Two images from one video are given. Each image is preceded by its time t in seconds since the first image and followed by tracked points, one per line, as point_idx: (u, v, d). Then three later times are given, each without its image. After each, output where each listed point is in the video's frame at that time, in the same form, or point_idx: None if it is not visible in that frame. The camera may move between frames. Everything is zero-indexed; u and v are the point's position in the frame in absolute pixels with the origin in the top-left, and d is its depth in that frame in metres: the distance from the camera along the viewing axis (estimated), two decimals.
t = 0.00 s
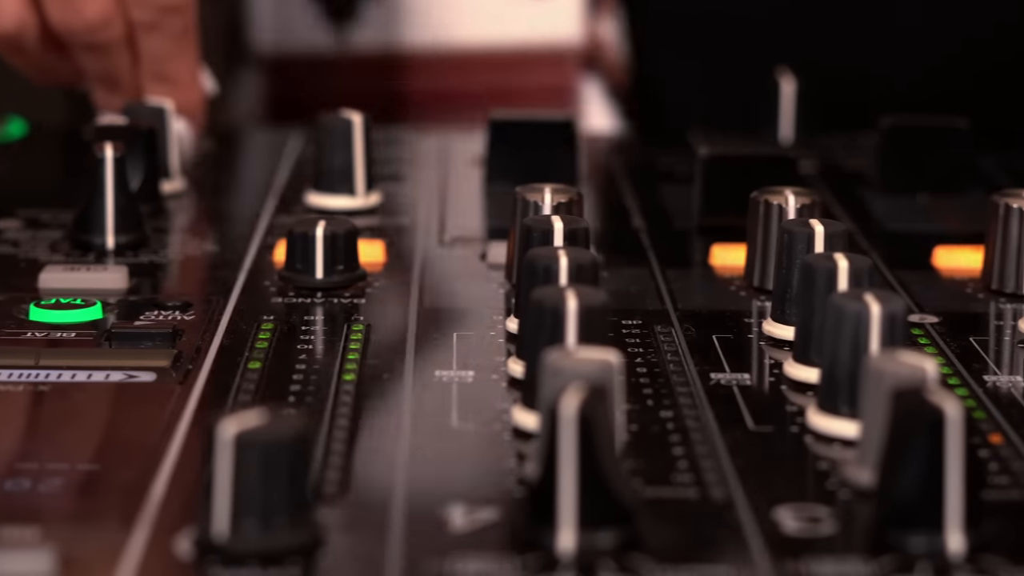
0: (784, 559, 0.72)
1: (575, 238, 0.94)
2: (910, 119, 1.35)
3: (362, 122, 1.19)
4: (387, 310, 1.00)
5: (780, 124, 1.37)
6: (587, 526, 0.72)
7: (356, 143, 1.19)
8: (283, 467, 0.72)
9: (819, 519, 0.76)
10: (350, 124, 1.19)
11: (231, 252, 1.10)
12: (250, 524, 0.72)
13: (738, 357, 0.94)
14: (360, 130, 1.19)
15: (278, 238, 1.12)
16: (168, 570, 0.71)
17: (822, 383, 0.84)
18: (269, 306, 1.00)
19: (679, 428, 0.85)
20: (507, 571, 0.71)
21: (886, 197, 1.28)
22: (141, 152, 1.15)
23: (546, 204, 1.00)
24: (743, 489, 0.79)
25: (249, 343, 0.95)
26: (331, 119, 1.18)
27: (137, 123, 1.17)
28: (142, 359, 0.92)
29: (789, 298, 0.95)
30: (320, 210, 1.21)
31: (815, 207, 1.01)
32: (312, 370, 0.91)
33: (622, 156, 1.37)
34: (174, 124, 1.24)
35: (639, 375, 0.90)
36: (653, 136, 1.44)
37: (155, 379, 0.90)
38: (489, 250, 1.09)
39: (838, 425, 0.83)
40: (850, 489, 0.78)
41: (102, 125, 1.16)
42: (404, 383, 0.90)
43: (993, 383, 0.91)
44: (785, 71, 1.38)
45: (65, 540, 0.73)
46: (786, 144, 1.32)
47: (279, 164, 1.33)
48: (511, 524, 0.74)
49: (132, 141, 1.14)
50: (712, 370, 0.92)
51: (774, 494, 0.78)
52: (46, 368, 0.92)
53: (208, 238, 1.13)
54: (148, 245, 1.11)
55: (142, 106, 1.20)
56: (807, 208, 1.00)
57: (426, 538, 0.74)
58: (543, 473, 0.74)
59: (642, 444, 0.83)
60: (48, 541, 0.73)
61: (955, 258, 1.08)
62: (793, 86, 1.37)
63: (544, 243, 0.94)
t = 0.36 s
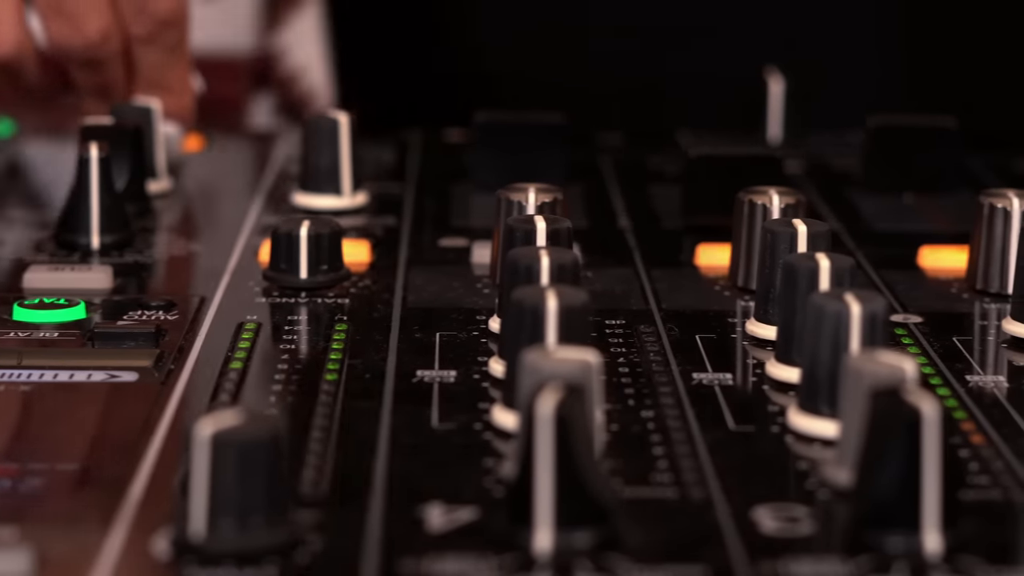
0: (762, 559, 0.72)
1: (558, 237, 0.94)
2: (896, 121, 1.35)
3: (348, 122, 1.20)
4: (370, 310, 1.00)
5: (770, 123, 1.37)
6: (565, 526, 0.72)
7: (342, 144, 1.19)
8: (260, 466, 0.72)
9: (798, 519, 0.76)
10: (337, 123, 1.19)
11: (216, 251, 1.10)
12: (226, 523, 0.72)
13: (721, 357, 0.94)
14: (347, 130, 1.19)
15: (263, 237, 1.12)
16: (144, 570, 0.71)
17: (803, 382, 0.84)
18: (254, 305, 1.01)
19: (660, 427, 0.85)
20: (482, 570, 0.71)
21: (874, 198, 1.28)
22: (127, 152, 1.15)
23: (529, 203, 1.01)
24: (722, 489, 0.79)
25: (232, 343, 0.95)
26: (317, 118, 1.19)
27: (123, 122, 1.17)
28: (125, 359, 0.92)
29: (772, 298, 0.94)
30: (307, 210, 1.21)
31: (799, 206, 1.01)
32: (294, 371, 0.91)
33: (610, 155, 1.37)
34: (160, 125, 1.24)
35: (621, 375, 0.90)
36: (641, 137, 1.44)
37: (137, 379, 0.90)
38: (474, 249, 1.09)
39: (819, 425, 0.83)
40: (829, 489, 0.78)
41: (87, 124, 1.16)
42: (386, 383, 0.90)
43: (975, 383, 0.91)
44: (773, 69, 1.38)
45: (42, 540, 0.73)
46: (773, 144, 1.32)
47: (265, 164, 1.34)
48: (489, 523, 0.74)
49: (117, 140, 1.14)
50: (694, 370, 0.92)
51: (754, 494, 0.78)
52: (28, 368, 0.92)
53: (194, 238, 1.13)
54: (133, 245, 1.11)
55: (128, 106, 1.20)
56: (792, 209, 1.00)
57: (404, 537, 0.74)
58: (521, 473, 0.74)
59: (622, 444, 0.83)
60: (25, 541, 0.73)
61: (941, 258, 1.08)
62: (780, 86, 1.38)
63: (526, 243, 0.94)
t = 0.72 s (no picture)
0: (739, 559, 0.72)
1: (541, 238, 0.94)
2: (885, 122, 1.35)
3: (334, 122, 1.20)
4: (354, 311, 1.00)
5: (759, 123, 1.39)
6: (542, 526, 0.72)
7: (329, 143, 1.20)
8: (237, 466, 0.72)
9: (776, 519, 0.75)
10: (324, 124, 1.20)
11: (202, 252, 1.10)
12: (203, 523, 0.72)
13: (705, 357, 0.93)
14: (334, 130, 1.20)
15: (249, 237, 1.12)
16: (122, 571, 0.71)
17: (784, 382, 0.84)
18: (238, 305, 1.01)
19: (641, 427, 0.85)
20: (459, 571, 0.71)
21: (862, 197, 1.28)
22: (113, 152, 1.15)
23: (514, 204, 1.01)
24: (701, 489, 0.79)
25: (215, 342, 0.95)
26: (305, 119, 1.19)
27: (109, 122, 1.17)
28: (107, 359, 0.92)
29: (755, 297, 0.94)
30: (293, 209, 1.21)
31: (784, 207, 1.01)
32: (276, 370, 0.91)
33: (599, 156, 1.38)
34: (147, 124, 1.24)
35: (603, 375, 0.90)
36: (630, 137, 1.45)
37: (119, 379, 0.90)
38: (460, 249, 1.09)
39: (800, 425, 0.83)
40: (808, 489, 0.78)
41: (73, 124, 1.16)
42: (368, 383, 0.90)
43: (957, 383, 0.91)
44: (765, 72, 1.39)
45: (21, 541, 0.73)
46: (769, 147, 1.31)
47: (253, 164, 1.34)
48: (467, 523, 0.74)
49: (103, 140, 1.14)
50: (676, 370, 0.92)
51: (732, 494, 0.78)
52: (10, 367, 0.92)
53: (179, 238, 1.14)
54: (118, 245, 1.11)
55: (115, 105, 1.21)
56: (777, 209, 1.00)
57: (381, 538, 0.74)
58: (498, 473, 0.74)
59: (603, 443, 0.83)
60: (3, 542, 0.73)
61: (926, 257, 1.08)
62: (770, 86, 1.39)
63: (510, 243, 0.94)
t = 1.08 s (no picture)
0: (717, 559, 0.72)
1: (524, 238, 0.94)
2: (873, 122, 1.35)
3: (321, 122, 1.20)
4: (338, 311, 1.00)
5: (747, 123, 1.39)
6: (520, 526, 0.72)
7: (315, 143, 1.20)
8: (215, 466, 0.72)
9: (755, 519, 0.75)
10: (310, 124, 1.20)
11: (188, 253, 1.11)
12: (181, 523, 0.71)
13: (689, 357, 0.93)
14: (320, 130, 1.20)
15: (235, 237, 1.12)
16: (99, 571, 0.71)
17: (765, 382, 0.84)
18: (222, 305, 1.01)
19: (622, 428, 0.85)
20: (436, 570, 0.70)
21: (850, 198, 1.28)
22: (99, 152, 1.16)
23: (499, 204, 1.01)
24: (680, 489, 0.79)
25: (199, 342, 0.95)
26: (291, 120, 1.19)
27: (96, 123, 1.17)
28: (90, 359, 0.92)
29: (739, 298, 0.94)
30: (280, 210, 1.22)
31: (769, 207, 1.01)
32: (258, 370, 0.91)
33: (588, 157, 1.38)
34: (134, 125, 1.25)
35: (586, 375, 0.90)
36: (619, 137, 1.45)
37: (102, 379, 0.90)
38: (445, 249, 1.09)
39: (781, 425, 0.83)
40: (788, 489, 0.78)
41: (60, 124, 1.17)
42: (351, 383, 0.90)
43: (941, 383, 0.91)
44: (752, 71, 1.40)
45: None
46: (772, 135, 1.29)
47: (240, 165, 1.34)
48: (445, 523, 0.74)
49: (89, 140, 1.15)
50: (659, 370, 0.91)
51: (711, 494, 0.78)
52: None
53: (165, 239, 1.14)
54: (103, 245, 1.12)
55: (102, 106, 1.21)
56: (762, 209, 1.00)
57: (359, 538, 0.74)
58: (476, 473, 0.73)
59: (583, 443, 0.83)
60: None
61: (913, 258, 1.08)
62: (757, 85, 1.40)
63: (493, 243, 0.94)
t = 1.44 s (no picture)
0: (695, 559, 0.72)
1: (507, 237, 0.94)
2: (861, 123, 1.35)
3: (308, 121, 1.20)
4: (323, 312, 1.00)
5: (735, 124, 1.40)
6: (497, 527, 0.72)
7: (302, 143, 1.20)
8: (191, 467, 0.72)
9: (734, 519, 0.75)
10: (297, 124, 1.20)
11: (175, 253, 1.11)
12: (159, 523, 0.72)
13: (673, 357, 0.93)
14: (306, 131, 1.20)
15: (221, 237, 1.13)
16: (74, 570, 0.71)
17: (747, 382, 0.84)
18: (207, 305, 1.01)
19: (603, 428, 0.84)
20: (413, 571, 0.70)
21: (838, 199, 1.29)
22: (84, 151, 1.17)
23: (483, 204, 1.01)
24: (660, 488, 0.79)
25: (182, 342, 0.95)
26: (278, 119, 1.20)
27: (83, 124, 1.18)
28: (73, 359, 0.92)
29: (723, 298, 0.94)
30: (267, 210, 1.22)
31: (754, 206, 1.01)
32: (241, 371, 0.91)
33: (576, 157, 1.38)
34: (122, 125, 1.26)
35: (568, 375, 0.90)
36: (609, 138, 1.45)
37: (84, 379, 0.90)
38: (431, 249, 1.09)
39: (762, 426, 0.83)
40: (768, 489, 0.78)
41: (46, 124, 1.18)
42: (333, 383, 0.90)
43: (924, 383, 0.91)
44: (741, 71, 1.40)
45: None
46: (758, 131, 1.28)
47: (227, 164, 1.35)
48: (424, 523, 0.74)
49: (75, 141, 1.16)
50: (642, 370, 0.91)
51: (691, 494, 0.78)
52: None
53: (149, 240, 1.14)
54: (89, 245, 1.12)
55: (90, 105, 1.22)
56: (747, 209, 1.00)
57: (338, 538, 0.74)
58: (454, 473, 0.73)
59: (563, 443, 0.83)
60: None
61: (899, 258, 1.08)
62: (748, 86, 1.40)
63: (477, 243, 0.94)
